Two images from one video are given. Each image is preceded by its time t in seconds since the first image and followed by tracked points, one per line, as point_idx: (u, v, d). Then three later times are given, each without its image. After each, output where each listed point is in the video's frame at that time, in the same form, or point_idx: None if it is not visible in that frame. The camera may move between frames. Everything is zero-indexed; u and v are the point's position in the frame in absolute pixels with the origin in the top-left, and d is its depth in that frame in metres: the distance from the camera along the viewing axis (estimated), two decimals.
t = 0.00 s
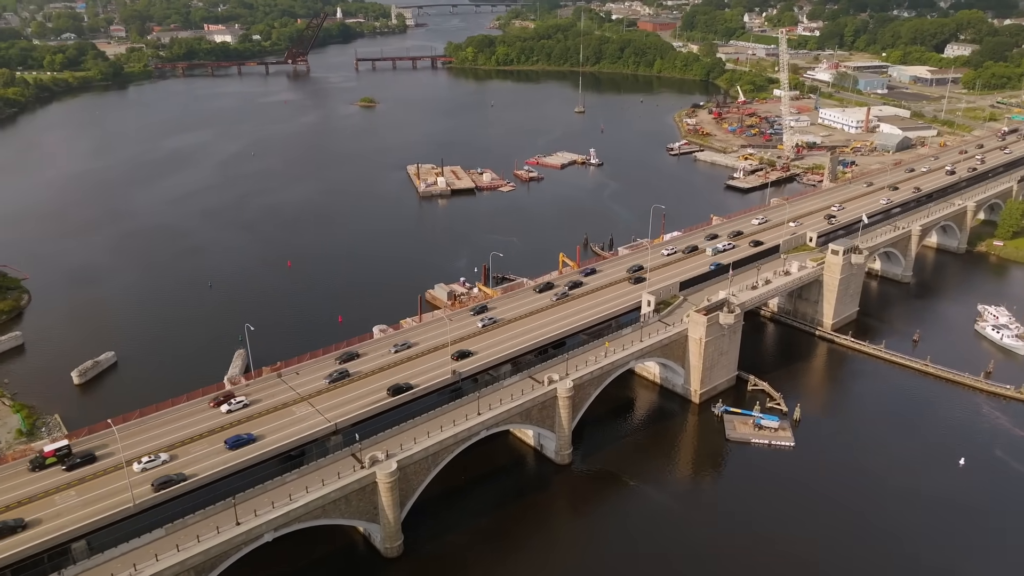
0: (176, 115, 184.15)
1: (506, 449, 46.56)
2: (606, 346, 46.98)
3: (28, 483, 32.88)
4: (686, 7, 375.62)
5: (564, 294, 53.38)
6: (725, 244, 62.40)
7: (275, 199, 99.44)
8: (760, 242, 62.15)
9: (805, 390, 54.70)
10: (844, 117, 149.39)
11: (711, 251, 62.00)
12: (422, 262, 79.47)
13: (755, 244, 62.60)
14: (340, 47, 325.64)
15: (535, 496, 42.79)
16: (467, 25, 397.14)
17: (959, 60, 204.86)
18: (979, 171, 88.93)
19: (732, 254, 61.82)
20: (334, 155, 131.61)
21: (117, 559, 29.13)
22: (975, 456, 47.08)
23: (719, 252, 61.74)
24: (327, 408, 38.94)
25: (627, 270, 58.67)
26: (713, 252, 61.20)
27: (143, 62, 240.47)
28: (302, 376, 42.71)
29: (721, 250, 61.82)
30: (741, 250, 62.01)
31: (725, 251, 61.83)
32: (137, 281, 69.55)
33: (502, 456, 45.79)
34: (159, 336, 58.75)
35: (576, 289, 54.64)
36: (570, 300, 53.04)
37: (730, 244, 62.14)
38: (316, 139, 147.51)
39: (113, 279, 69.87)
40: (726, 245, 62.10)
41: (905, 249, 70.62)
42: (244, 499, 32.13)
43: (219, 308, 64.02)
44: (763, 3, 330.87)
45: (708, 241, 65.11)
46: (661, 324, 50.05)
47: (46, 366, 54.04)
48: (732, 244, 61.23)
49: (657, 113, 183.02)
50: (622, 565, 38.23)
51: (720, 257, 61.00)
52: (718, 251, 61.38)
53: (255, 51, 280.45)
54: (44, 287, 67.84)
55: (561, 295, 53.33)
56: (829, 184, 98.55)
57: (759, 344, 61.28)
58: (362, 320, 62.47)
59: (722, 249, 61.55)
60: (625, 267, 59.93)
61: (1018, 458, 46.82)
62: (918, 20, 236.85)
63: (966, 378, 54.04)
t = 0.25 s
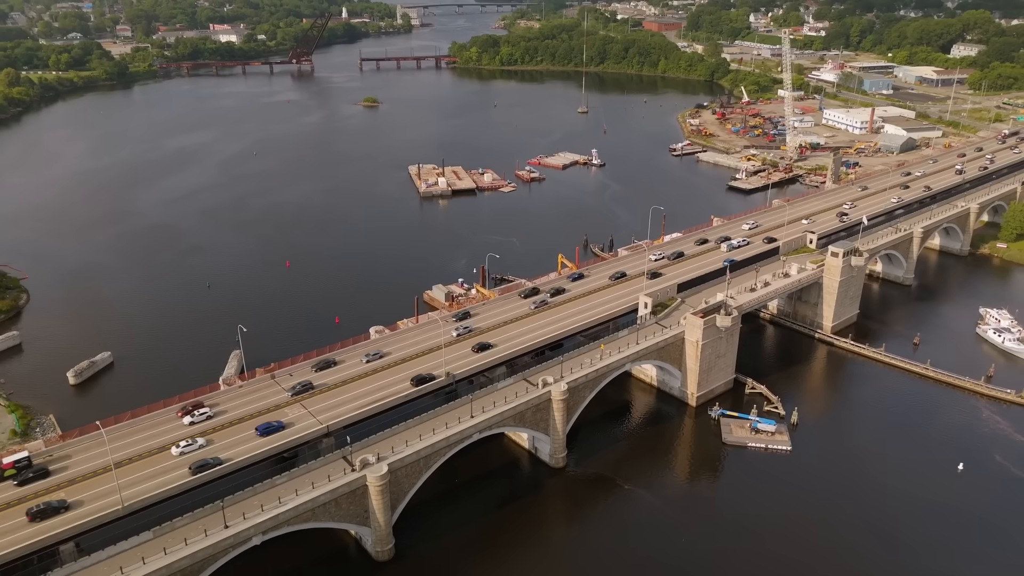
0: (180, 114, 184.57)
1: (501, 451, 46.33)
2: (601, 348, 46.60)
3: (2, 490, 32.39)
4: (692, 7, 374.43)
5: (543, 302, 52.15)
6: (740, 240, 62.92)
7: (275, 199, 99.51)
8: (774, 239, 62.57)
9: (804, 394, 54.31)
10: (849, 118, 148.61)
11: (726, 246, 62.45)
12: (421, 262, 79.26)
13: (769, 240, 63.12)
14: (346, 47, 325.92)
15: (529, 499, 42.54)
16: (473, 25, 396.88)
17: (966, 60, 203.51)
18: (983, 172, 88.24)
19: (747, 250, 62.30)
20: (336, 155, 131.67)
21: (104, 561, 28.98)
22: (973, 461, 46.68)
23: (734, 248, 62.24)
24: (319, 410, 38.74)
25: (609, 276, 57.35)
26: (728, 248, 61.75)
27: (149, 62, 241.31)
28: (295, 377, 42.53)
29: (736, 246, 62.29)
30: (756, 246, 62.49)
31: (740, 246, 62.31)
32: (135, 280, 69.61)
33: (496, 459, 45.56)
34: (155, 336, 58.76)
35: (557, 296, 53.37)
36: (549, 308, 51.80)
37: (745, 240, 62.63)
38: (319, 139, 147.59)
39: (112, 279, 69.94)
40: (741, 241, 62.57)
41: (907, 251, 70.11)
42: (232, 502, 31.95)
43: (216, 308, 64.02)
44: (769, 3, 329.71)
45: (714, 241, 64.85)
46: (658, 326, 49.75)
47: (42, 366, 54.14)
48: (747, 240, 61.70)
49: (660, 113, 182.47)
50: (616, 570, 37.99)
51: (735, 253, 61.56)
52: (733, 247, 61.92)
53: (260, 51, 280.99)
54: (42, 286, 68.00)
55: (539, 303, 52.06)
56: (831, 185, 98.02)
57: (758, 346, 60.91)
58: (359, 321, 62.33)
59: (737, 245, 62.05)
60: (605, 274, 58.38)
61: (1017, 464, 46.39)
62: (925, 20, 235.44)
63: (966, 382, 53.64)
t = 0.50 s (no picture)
0: (184, 114, 184.91)
1: (495, 454, 46.05)
2: (597, 351, 46.26)
3: None
4: (699, 7, 373.03)
5: (517, 312, 50.50)
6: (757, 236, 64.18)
7: (276, 199, 99.55)
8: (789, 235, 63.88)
9: (801, 397, 53.91)
10: (853, 119, 147.76)
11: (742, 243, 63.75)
12: (419, 262, 79.04)
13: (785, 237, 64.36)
14: (351, 47, 326.11)
15: (521, 503, 42.22)
16: (479, 25, 396.51)
17: (973, 61, 202.03)
18: (987, 174, 87.42)
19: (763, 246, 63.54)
20: (339, 155, 131.64)
21: (89, 564, 28.83)
22: (972, 467, 46.18)
23: (751, 244, 63.56)
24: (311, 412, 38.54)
25: (587, 284, 55.68)
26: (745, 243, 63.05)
27: (154, 62, 241.96)
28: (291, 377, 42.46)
29: (753, 242, 63.52)
30: (772, 243, 63.75)
31: (756, 243, 63.61)
32: (133, 280, 69.62)
33: (490, 463, 45.23)
34: (152, 336, 58.75)
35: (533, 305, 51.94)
36: (522, 318, 50.20)
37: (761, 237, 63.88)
38: (322, 138, 147.67)
39: (111, 279, 69.93)
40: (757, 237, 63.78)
41: (909, 254, 69.55)
42: (220, 505, 31.76)
43: (213, 308, 63.97)
44: (776, 3, 328.19)
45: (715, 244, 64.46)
46: (655, 329, 49.43)
47: (38, 366, 54.24)
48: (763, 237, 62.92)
49: (664, 113, 181.77)
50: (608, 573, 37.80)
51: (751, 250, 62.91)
52: (750, 243, 63.19)
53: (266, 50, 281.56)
54: (41, 286, 68.11)
55: (513, 313, 50.42)
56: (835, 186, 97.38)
57: (756, 349, 60.43)
58: (355, 322, 62.08)
59: (753, 241, 63.28)
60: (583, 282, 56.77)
61: (1016, 470, 45.87)
62: (932, 21, 233.86)
63: (966, 387, 53.17)
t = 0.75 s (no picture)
0: (187, 113, 185.21)
1: (490, 457, 45.88)
2: (593, 353, 46.04)
3: None
4: (704, 7, 371.94)
5: (496, 320, 49.30)
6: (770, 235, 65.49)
7: (277, 199, 99.59)
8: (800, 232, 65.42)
9: (800, 400, 53.51)
10: (858, 120, 147.05)
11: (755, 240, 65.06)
12: (419, 263, 78.91)
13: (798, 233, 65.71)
14: (355, 47, 326.23)
15: (516, 506, 42.00)
16: (484, 25, 396.18)
17: (979, 62, 200.90)
18: (992, 176, 86.82)
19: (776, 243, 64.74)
20: (341, 155, 131.63)
21: (79, 567, 28.74)
22: (972, 471, 45.76)
23: (765, 241, 64.83)
24: (305, 413, 38.41)
25: (569, 292, 54.44)
26: (759, 241, 64.40)
27: (159, 62, 242.55)
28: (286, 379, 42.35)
29: (766, 239, 64.76)
30: (785, 239, 64.92)
31: (770, 240, 65.01)
32: (133, 280, 69.68)
33: (485, 465, 45.03)
34: (149, 337, 58.75)
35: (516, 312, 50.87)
36: (503, 326, 49.12)
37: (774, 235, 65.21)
38: (324, 138, 147.75)
39: (110, 279, 69.96)
40: (770, 236, 65.18)
41: (911, 256, 69.05)
42: (210, 508, 31.65)
43: (211, 309, 63.96)
44: (782, 4, 327.09)
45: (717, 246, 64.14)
46: (653, 331, 49.19)
47: (35, 366, 54.30)
48: (776, 233, 64.20)
49: (668, 114, 181.19)
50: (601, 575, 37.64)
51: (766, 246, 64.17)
52: (763, 240, 64.53)
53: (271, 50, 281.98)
54: (40, 286, 68.24)
55: (493, 321, 49.22)
56: (837, 188, 96.94)
57: (756, 351, 60.07)
58: (353, 323, 61.94)
59: (766, 238, 64.53)
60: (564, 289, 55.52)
61: (1016, 475, 45.39)
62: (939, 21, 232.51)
63: (967, 391, 52.72)
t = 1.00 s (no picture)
0: (192, 113, 185.57)
1: (485, 460, 45.64)
2: (588, 356, 45.72)
3: None
4: (711, 7, 370.51)
5: (469, 329, 47.95)
6: (786, 231, 66.31)
7: (279, 199, 99.63)
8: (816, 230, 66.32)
9: (798, 404, 53.01)
10: (863, 121, 146.05)
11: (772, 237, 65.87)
12: (418, 263, 78.72)
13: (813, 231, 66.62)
14: (361, 47, 326.40)
15: (509, 510, 41.71)
16: (490, 25, 395.83)
17: (987, 62, 199.34)
18: (998, 178, 86.00)
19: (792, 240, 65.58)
20: (343, 155, 131.63)
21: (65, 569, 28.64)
22: (972, 477, 45.23)
23: (782, 238, 65.67)
24: (296, 416, 38.25)
25: (547, 300, 53.09)
26: (776, 238, 65.19)
27: (165, 61, 243.18)
28: (277, 382, 42.16)
29: (783, 236, 65.56)
30: (801, 237, 65.80)
31: (788, 236, 65.80)
32: (132, 280, 69.77)
33: (478, 468, 44.78)
34: (147, 337, 58.79)
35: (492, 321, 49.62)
36: (476, 336, 47.72)
37: (790, 232, 66.03)
38: (327, 138, 147.83)
39: (110, 279, 70.08)
40: (787, 232, 66.04)
41: (914, 259, 68.40)
42: (197, 511, 31.53)
43: (209, 309, 63.94)
44: (789, 4, 325.44)
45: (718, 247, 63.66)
46: (650, 334, 48.81)
47: (32, 366, 54.42)
48: (793, 231, 64.97)
49: (673, 114, 180.46)
50: None
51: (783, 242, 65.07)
52: (781, 236, 65.33)
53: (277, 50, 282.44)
54: (40, 285, 68.43)
55: (466, 330, 47.86)
56: (841, 189, 96.26)
57: (755, 354, 59.60)
58: (350, 324, 61.78)
59: (783, 235, 65.32)
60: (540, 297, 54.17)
61: (1016, 482, 44.82)
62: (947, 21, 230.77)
63: (968, 395, 52.15)
